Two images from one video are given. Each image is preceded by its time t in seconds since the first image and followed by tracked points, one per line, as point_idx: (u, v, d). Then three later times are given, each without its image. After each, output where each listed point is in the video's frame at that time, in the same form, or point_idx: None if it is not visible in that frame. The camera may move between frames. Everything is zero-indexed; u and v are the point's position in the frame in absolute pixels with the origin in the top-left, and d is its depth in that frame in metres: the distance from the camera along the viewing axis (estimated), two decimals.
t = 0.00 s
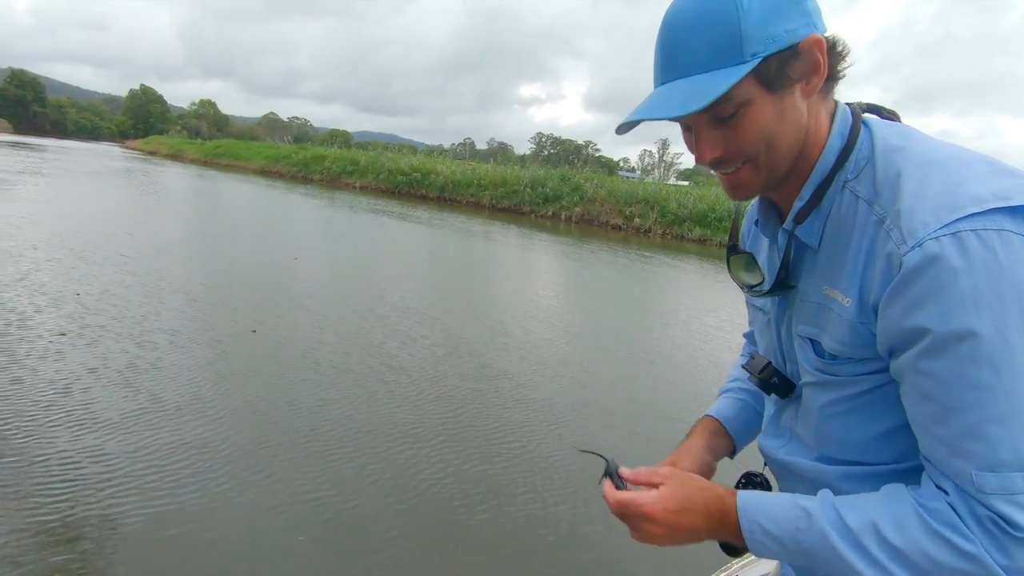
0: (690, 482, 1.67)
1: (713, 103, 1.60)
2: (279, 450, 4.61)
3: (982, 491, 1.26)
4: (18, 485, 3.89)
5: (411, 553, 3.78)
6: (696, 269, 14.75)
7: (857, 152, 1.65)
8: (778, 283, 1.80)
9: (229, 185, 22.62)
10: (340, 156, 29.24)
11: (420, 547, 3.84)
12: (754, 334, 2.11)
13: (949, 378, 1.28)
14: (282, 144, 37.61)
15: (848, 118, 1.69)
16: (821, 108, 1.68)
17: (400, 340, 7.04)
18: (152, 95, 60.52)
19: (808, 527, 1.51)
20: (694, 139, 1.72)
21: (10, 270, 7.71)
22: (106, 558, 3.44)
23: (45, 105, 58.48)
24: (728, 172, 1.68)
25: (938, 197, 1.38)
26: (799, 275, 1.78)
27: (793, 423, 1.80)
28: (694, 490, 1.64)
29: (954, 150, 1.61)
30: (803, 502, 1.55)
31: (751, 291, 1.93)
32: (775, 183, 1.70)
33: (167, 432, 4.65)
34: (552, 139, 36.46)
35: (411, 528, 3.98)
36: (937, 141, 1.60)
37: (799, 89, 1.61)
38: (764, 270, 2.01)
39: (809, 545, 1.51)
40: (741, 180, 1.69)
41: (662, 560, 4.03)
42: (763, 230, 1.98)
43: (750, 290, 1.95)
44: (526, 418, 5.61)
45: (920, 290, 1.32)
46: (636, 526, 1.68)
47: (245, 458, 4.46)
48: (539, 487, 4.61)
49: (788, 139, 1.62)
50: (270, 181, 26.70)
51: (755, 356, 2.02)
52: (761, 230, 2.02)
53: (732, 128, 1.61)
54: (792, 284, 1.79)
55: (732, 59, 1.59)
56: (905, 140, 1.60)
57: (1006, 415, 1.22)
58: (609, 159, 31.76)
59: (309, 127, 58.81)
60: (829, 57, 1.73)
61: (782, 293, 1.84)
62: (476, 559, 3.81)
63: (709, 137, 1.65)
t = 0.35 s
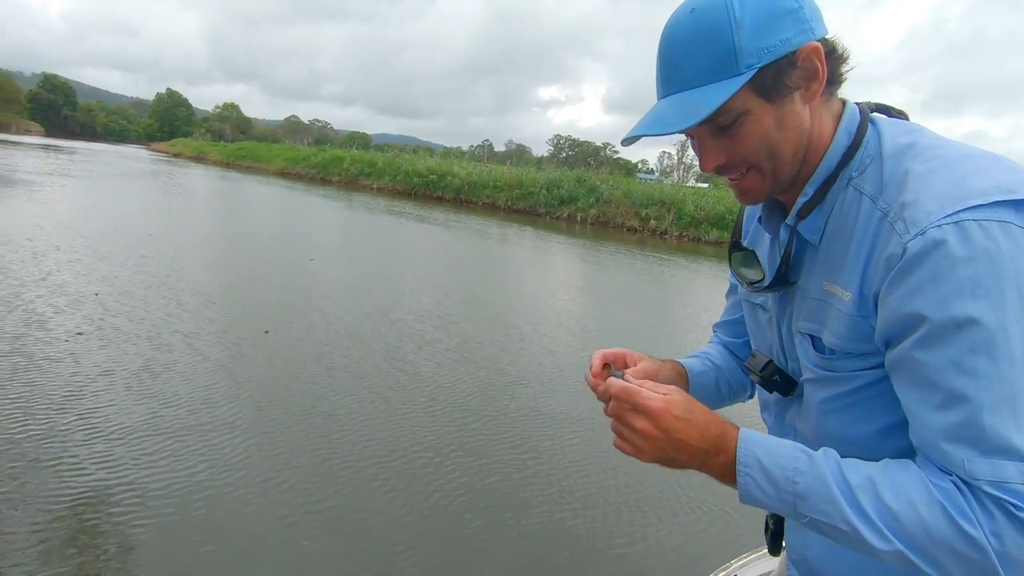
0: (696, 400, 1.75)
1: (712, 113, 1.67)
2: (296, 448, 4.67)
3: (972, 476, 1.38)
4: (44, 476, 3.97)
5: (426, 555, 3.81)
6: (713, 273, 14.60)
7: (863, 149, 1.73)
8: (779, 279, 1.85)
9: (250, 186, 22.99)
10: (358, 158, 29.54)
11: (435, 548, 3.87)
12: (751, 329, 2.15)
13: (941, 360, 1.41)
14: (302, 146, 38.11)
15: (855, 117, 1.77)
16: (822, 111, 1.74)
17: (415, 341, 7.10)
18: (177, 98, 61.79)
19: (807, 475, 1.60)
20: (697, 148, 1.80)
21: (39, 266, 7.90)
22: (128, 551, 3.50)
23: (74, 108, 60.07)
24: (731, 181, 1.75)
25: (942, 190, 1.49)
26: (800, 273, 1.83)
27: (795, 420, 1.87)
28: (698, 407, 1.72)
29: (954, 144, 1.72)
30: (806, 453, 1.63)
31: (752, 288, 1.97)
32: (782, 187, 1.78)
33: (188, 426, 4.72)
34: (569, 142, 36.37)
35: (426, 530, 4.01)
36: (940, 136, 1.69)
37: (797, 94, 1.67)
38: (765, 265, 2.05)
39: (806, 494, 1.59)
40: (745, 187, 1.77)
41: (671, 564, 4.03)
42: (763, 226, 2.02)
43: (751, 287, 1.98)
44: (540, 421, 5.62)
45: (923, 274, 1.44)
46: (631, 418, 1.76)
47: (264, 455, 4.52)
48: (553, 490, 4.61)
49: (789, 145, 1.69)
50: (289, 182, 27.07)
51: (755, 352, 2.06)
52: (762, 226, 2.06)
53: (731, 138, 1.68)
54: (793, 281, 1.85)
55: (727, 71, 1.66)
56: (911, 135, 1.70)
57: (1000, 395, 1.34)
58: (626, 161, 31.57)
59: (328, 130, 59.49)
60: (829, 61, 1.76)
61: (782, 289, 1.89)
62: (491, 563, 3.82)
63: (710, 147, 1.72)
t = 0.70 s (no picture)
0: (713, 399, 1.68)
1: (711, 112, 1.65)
2: (306, 448, 4.69)
3: (991, 481, 1.35)
4: (64, 472, 4.04)
5: (437, 558, 3.78)
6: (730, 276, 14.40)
7: (863, 153, 1.71)
8: (782, 285, 1.83)
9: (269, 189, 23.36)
10: (376, 161, 29.83)
11: (445, 551, 3.84)
12: (752, 332, 2.13)
13: (948, 368, 1.38)
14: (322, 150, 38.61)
15: (853, 120, 1.75)
16: (820, 114, 1.73)
17: (429, 343, 7.12)
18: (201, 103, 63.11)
19: (826, 476, 1.55)
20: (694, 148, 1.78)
21: (64, 269, 8.10)
22: (143, 548, 3.53)
23: (103, 114, 61.72)
24: (728, 182, 1.74)
25: (945, 193, 1.47)
26: (803, 278, 1.81)
27: (797, 424, 1.85)
28: (715, 404, 1.66)
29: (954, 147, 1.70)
30: (824, 453, 1.58)
31: (754, 292, 1.96)
32: (779, 191, 1.76)
33: (204, 424, 4.77)
34: (586, 144, 36.27)
35: (437, 533, 3.98)
36: (940, 138, 1.68)
37: (797, 96, 1.66)
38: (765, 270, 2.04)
39: (823, 495, 1.55)
40: (742, 189, 1.75)
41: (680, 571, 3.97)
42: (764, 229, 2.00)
43: (752, 291, 1.96)
44: (553, 424, 5.58)
45: (927, 280, 1.41)
46: (644, 415, 1.70)
47: (276, 454, 4.54)
48: (565, 495, 4.56)
49: (787, 147, 1.68)
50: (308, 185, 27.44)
51: (756, 357, 2.03)
52: (763, 230, 2.04)
53: (730, 138, 1.67)
54: (796, 285, 1.82)
55: (727, 70, 1.65)
56: (912, 138, 1.68)
57: (1011, 402, 1.31)
58: (643, 163, 31.36)
59: (347, 133, 60.18)
60: (827, 62, 1.74)
61: (785, 295, 1.86)
62: (501, 567, 3.78)
63: (708, 146, 1.70)
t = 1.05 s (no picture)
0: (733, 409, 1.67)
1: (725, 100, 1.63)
2: (317, 450, 4.76)
3: (1016, 484, 1.29)
4: (90, 474, 4.16)
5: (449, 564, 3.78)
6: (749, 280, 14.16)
7: (869, 155, 1.70)
8: (788, 288, 1.82)
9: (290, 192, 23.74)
10: (394, 164, 30.11)
11: (457, 558, 3.84)
12: (758, 335, 2.13)
13: (963, 372, 1.34)
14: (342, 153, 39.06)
15: (858, 120, 1.74)
16: (827, 113, 1.73)
17: (443, 346, 7.15)
18: (224, 107, 64.31)
19: (849, 486, 1.48)
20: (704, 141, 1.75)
21: (92, 272, 8.34)
22: (164, 551, 3.61)
23: (131, 118, 63.28)
24: (739, 176, 1.70)
25: (956, 195, 1.44)
26: (811, 280, 1.80)
27: (803, 428, 1.83)
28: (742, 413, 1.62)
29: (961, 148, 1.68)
30: (844, 463, 1.52)
31: (760, 294, 1.97)
32: (788, 188, 1.74)
33: (224, 429, 4.87)
34: (605, 146, 36.04)
35: (449, 539, 3.99)
36: (948, 139, 1.66)
37: (809, 92, 1.66)
38: (770, 272, 2.06)
39: (846, 508, 1.47)
40: (752, 183, 1.72)
41: None
42: (770, 232, 2.01)
43: (758, 292, 1.98)
44: (567, 429, 5.56)
45: (937, 283, 1.39)
46: (680, 412, 1.57)
47: (293, 458, 4.60)
48: (579, 501, 4.54)
49: (800, 140, 1.65)
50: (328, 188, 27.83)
51: (762, 360, 2.03)
52: (769, 232, 2.04)
53: (744, 128, 1.64)
54: (802, 287, 1.82)
55: (742, 59, 1.64)
56: (919, 139, 1.67)
57: None
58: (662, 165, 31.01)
59: (366, 136, 60.77)
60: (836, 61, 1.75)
61: (792, 297, 1.86)
62: None
63: (720, 138, 1.68)
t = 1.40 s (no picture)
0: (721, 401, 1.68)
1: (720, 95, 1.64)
2: (326, 447, 4.86)
3: (1004, 476, 1.30)
4: (112, 466, 4.27)
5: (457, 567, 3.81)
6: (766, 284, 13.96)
7: (855, 156, 1.72)
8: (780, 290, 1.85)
9: (310, 194, 24.12)
10: (412, 167, 30.36)
11: (465, 560, 3.88)
12: (753, 336, 2.16)
13: (951, 369, 1.34)
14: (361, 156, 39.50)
15: (843, 121, 1.77)
16: (815, 114, 1.77)
17: (456, 349, 7.20)
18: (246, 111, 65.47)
19: (844, 480, 1.46)
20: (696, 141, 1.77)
21: (118, 273, 8.58)
22: (181, 545, 3.70)
23: (157, 122, 64.78)
24: (732, 174, 1.72)
25: (942, 194, 1.46)
26: (802, 281, 1.83)
27: (798, 428, 1.87)
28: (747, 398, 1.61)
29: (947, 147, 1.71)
30: (838, 456, 1.49)
31: (753, 297, 2.00)
32: (779, 187, 1.77)
33: (240, 426, 4.96)
34: (624, 148, 35.84)
35: (457, 542, 4.02)
36: (933, 139, 1.69)
37: (798, 91, 1.70)
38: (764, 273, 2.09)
39: (838, 501, 1.45)
40: (745, 183, 1.74)
41: None
42: (762, 235, 2.04)
43: (751, 295, 2.01)
44: (575, 432, 5.58)
45: (924, 280, 1.40)
46: (696, 387, 1.52)
47: (307, 457, 4.68)
48: (587, 506, 4.55)
49: (792, 137, 1.69)
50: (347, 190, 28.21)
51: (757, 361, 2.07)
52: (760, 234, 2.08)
53: (737, 124, 1.66)
54: (794, 288, 1.85)
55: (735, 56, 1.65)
56: (904, 139, 1.70)
57: (1014, 401, 1.27)
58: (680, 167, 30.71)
59: (385, 138, 61.29)
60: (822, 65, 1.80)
61: (784, 299, 1.89)
62: None
63: (713, 135, 1.69)
